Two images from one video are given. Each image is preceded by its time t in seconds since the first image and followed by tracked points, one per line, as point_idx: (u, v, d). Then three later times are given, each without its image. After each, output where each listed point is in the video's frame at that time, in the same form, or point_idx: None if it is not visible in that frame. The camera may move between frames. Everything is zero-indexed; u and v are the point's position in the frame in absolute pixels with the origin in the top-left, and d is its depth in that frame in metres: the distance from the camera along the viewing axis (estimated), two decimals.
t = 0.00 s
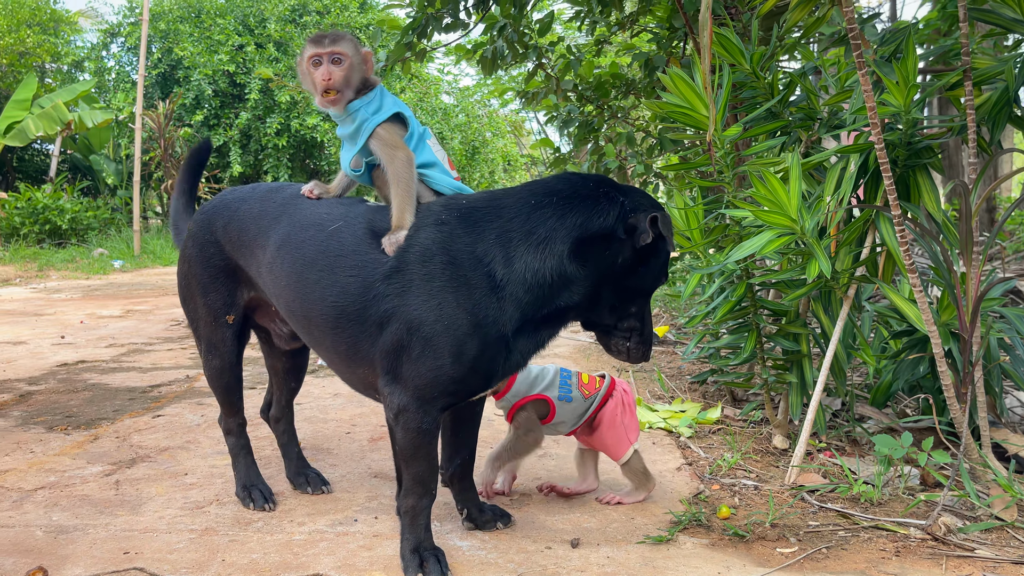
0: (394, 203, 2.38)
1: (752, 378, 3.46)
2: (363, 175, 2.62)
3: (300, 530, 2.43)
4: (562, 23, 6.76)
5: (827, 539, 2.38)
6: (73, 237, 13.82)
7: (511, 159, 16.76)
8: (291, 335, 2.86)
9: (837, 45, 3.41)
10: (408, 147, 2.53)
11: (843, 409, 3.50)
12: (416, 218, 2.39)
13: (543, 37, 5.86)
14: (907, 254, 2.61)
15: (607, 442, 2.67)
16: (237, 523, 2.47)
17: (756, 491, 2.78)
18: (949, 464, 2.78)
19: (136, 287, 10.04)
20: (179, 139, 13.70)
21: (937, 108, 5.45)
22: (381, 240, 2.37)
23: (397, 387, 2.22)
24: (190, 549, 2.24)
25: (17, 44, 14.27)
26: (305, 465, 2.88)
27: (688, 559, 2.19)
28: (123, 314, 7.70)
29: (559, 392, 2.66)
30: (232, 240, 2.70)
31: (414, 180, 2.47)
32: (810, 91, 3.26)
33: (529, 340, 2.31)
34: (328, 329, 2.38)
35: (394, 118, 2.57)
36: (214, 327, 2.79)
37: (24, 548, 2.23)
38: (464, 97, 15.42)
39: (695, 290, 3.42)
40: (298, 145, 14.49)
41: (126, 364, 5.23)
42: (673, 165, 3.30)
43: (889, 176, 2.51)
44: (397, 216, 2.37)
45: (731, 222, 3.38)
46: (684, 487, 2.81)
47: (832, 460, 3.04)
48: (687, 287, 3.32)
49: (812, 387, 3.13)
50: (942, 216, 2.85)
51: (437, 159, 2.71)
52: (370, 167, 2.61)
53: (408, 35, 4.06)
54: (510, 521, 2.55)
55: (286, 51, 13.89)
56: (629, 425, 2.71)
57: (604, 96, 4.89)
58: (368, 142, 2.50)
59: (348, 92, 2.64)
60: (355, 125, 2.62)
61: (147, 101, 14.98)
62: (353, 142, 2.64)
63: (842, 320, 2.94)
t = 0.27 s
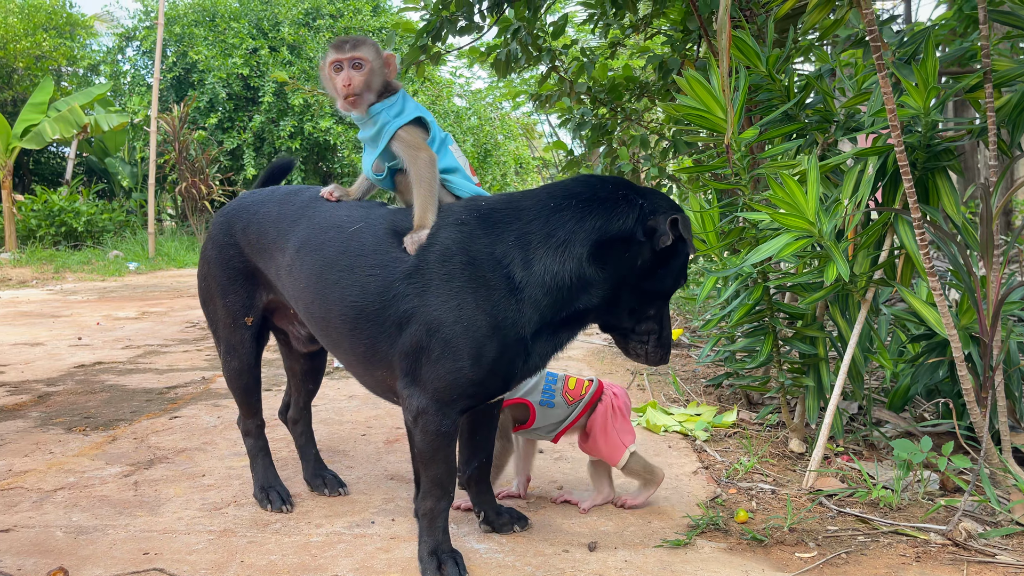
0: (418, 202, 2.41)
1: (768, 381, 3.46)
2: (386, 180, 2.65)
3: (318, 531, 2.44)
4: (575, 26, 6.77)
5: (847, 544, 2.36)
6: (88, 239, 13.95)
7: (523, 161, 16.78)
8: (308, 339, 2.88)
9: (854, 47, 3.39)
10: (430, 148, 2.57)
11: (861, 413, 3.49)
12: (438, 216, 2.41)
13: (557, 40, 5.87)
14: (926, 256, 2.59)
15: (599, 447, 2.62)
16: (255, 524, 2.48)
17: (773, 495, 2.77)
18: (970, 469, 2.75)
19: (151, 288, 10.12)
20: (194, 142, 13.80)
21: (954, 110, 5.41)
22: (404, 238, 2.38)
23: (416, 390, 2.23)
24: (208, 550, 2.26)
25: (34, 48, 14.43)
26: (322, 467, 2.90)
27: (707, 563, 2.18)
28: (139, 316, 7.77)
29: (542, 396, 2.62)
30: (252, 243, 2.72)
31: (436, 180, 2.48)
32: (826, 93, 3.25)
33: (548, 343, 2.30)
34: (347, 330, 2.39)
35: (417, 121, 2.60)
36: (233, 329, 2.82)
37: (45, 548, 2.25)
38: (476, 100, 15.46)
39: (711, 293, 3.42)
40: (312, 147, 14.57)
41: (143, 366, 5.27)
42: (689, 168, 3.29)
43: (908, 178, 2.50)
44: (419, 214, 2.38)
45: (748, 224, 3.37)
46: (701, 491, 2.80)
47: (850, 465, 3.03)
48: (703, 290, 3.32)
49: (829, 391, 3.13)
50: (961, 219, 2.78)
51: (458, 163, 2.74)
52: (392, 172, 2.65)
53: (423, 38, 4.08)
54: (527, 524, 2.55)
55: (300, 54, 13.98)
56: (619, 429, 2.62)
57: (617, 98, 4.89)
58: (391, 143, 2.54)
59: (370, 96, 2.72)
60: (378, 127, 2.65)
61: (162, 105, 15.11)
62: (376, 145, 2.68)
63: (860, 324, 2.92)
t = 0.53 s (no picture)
0: (446, 200, 2.43)
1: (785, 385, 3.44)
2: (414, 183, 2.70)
3: (336, 532, 2.45)
4: (589, 27, 6.77)
5: (866, 549, 2.34)
6: (104, 240, 14.08)
7: (536, 163, 16.80)
8: (327, 340, 2.89)
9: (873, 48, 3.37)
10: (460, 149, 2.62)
11: (879, 417, 3.46)
12: (463, 214, 2.43)
13: (571, 42, 5.87)
14: (947, 259, 2.55)
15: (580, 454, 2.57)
16: (272, 525, 2.49)
17: (791, 498, 2.75)
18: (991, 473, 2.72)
19: (166, 289, 10.20)
20: (209, 143, 13.91)
21: (972, 111, 5.36)
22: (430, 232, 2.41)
23: (435, 391, 2.23)
24: (226, 551, 2.27)
25: (52, 50, 14.58)
26: (339, 468, 2.91)
27: (725, 567, 2.17)
28: (155, 317, 7.83)
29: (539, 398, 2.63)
30: (272, 244, 2.73)
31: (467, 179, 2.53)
32: (844, 94, 3.23)
33: (567, 345, 2.30)
34: (367, 330, 2.40)
35: (445, 125, 2.63)
36: (252, 329, 2.83)
37: (65, 548, 2.27)
38: (490, 101, 15.49)
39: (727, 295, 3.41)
40: (325, 149, 14.65)
41: (159, 366, 5.31)
42: (706, 169, 3.28)
43: (929, 179, 2.47)
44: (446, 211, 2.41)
45: (766, 226, 3.36)
46: (718, 494, 2.79)
47: (868, 469, 3.00)
48: (719, 292, 3.30)
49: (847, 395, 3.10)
50: (983, 221, 2.78)
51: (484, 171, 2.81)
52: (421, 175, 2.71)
53: (438, 40, 4.09)
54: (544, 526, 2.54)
55: (313, 56, 14.04)
56: (605, 442, 2.57)
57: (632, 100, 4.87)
58: (422, 145, 2.59)
59: (372, 101, 2.79)
60: (406, 132, 2.69)
61: (177, 107, 15.23)
62: (402, 150, 2.71)
63: (880, 327, 2.90)
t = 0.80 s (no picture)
0: (462, 201, 2.43)
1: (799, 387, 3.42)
2: (432, 186, 2.71)
3: (350, 533, 2.45)
4: (601, 27, 6.76)
5: (883, 553, 2.32)
6: (119, 240, 14.19)
7: (547, 164, 16.81)
8: (342, 339, 2.90)
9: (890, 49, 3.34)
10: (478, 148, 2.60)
11: (894, 420, 3.44)
12: (480, 214, 2.42)
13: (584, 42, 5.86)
14: (965, 261, 2.53)
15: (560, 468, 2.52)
16: (286, 525, 2.50)
17: (806, 501, 2.73)
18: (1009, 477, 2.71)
19: (179, 289, 10.27)
20: (222, 144, 13.99)
21: (988, 111, 5.32)
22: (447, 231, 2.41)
23: (451, 392, 2.23)
24: (241, 550, 2.28)
25: (67, 52, 14.70)
26: (353, 469, 2.92)
27: (740, 570, 2.16)
28: (169, 317, 7.88)
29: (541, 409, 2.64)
30: (288, 244, 2.74)
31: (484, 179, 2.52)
32: (859, 95, 3.21)
33: (583, 346, 2.29)
34: (384, 330, 2.40)
35: (459, 126, 2.61)
36: (268, 328, 2.85)
37: (81, 546, 2.28)
38: (501, 102, 15.51)
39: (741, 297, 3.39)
40: (337, 150, 14.70)
41: (173, 366, 5.34)
42: (720, 171, 3.27)
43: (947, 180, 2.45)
44: (463, 213, 2.40)
45: (781, 227, 3.34)
46: (733, 496, 2.77)
47: (884, 471, 2.98)
48: (733, 294, 3.29)
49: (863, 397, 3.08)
50: (999, 222, 2.73)
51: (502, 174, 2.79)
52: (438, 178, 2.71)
53: (451, 41, 4.09)
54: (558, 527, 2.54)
55: (326, 57, 14.10)
56: (585, 464, 2.49)
57: (645, 100, 4.85)
58: (437, 147, 2.58)
59: (381, 103, 2.82)
60: (421, 134, 2.67)
61: (191, 108, 15.33)
62: (418, 153, 2.71)
63: (896, 329, 2.87)
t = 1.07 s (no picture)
0: (480, 200, 2.46)
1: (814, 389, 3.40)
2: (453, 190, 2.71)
3: (364, 533, 2.46)
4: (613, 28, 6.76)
5: (901, 557, 2.30)
6: (132, 240, 14.28)
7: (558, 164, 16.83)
8: (356, 339, 2.91)
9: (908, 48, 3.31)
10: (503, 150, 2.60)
11: (910, 423, 3.41)
12: (495, 213, 2.43)
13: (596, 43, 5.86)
14: (984, 263, 2.50)
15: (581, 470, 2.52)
16: (301, 525, 2.51)
17: (822, 504, 2.72)
18: None
19: (192, 288, 10.34)
20: (234, 144, 14.07)
21: (1004, 112, 5.28)
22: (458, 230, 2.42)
23: (458, 394, 2.23)
24: (256, 550, 2.29)
25: (81, 52, 14.81)
26: (366, 469, 2.92)
27: (756, 573, 2.14)
28: (181, 316, 7.93)
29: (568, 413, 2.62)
30: (302, 242, 2.76)
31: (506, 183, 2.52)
32: (875, 96, 3.19)
33: (593, 349, 2.28)
34: (393, 328, 2.41)
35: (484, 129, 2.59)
36: (284, 328, 2.85)
37: (97, 545, 2.29)
38: (512, 102, 15.55)
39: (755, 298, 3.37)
40: (349, 150, 14.76)
41: (187, 365, 5.37)
42: (734, 171, 3.25)
43: (966, 181, 2.42)
44: (480, 211, 2.43)
45: (796, 228, 3.33)
46: (748, 499, 2.76)
47: (901, 475, 2.95)
48: (748, 295, 3.27)
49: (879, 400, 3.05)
50: (1019, 225, 2.70)
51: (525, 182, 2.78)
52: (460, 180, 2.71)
53: (464, 41, 4.10)
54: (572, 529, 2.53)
55: (338, 58, 14.15)
56: (606, 468, 2.49)
57: (658, 101, 4.81)
58: (461, 150, 2.58)
59: (405, 106, 2.79)
60: (445, 138, 2.67)
61: (204, 108, 15.41)
62: (442, 156, 2.71)
63: (913, 331, 2.84)
